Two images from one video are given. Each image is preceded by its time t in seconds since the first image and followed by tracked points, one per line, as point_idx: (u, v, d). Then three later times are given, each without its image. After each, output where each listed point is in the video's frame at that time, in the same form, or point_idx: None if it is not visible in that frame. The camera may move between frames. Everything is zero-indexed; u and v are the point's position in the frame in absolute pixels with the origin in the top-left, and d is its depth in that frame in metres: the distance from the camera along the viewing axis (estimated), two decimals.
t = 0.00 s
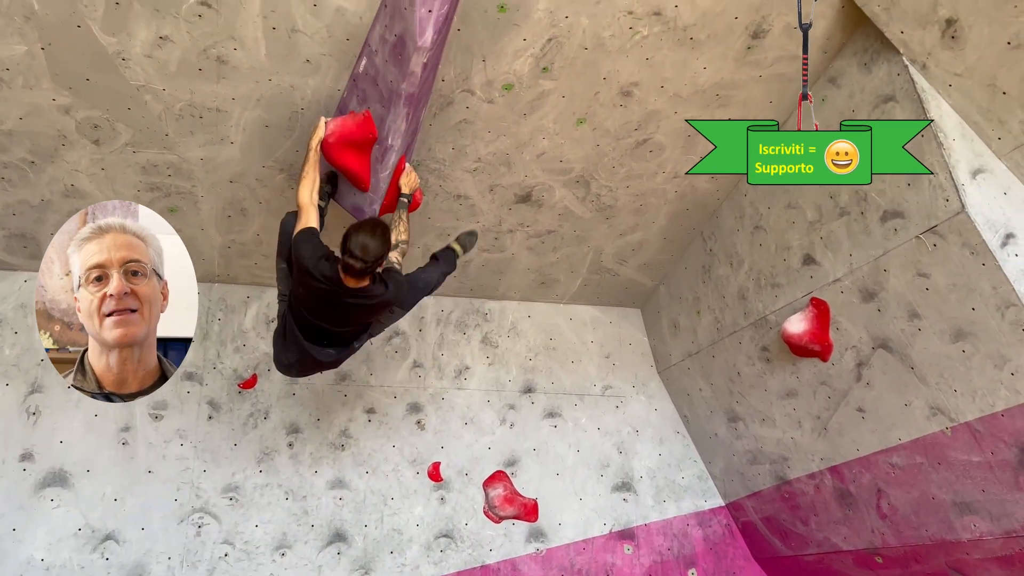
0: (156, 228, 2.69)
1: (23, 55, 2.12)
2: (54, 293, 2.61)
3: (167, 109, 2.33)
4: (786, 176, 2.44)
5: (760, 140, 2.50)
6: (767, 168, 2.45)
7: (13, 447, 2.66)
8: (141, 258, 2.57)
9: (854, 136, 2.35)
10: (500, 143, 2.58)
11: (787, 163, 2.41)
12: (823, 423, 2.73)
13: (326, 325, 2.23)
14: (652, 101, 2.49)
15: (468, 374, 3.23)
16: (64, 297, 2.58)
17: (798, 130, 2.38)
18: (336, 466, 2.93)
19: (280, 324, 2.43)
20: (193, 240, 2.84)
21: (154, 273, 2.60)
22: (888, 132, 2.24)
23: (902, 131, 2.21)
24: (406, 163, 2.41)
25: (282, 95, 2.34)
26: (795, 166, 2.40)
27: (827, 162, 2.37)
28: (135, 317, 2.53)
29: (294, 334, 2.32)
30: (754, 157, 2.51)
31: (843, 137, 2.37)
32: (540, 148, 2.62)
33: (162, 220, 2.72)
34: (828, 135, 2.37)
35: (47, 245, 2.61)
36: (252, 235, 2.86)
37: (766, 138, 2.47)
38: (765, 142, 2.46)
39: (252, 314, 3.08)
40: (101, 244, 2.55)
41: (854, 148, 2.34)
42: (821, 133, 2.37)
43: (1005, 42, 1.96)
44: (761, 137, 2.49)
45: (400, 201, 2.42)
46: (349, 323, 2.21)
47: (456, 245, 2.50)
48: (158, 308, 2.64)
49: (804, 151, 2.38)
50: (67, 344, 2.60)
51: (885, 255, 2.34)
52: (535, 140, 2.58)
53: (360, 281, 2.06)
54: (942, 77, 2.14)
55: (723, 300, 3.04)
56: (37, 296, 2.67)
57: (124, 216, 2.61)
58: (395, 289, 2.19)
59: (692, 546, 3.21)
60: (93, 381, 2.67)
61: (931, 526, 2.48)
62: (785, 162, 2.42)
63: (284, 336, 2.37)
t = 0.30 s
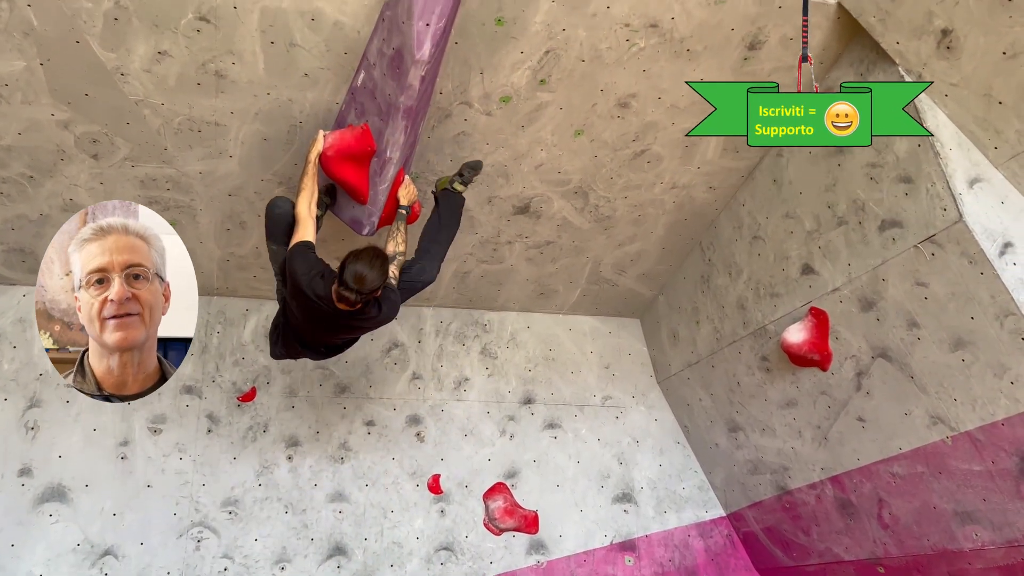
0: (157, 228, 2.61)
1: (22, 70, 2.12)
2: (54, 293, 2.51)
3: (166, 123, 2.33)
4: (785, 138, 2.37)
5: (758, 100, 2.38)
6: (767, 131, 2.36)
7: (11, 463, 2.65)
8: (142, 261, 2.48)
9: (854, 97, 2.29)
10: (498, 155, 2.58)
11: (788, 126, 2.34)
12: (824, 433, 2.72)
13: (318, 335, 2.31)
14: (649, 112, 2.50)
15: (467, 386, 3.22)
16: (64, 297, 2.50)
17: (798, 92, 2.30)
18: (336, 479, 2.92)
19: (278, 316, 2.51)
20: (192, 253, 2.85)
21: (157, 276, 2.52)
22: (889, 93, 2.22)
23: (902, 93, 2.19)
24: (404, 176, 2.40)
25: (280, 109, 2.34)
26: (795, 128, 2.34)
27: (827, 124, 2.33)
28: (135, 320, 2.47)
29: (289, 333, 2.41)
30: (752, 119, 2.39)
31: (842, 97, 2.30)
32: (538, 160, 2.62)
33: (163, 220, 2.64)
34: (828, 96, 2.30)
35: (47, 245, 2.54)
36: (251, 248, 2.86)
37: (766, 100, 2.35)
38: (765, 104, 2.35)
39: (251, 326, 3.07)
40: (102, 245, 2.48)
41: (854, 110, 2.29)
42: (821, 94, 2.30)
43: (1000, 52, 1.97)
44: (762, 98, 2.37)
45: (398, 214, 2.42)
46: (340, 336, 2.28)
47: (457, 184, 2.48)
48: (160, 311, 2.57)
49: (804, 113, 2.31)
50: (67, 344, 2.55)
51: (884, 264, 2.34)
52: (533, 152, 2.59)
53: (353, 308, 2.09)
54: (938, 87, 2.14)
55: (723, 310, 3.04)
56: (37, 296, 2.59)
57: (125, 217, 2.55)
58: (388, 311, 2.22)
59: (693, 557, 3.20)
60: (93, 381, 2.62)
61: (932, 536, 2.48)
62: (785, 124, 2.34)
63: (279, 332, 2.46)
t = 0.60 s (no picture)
0: (157, 228, 2.47)
1: (19, 86, 2.13)
2: (54, 293, 2.33)
3: (163, 137, 2.33)
4: (785, 99, 2.40)
5: (758, 60, 2.33)
6: (767, 93, 2.38)
7: (8, 479, 2.64)
8: (144, 260, 2.37)
9: (854, 59, 2.25)
10: (495, 168, 2.59)
11: (787, 88, 2.36)
12: (823, 444, 2.72)
13: (331, 326, 2.27)
14: (646, 124, 2.51)
15: (466, 399, 3.22)
16: (65, 297, 2.33)
17: (799, 53, 2.29)
18: (335, 493, 2.91)
19: (290, 315, 2.49)
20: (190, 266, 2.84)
21: (157, 276, 2.39)
22: (889, 56, 2.18)
23: (902, 55, 2.16)
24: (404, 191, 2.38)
25: (278, 123, 2.35)
26: (795, 90, 2.36)
27: (827, 86, 2.33)
28: (135, 319, 2.35)
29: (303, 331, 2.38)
30: (753, 79, 2.37)
31: (842, 58, 2.26)
32: (536, 172, 2.63)
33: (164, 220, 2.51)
34: (826, 58, 2.27)
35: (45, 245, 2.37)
36: (249, 262, 2.85)
37: (765, 62, 2.32)
38: (764, 66, 2.33)
39: (250, 340, 3.07)
40: (103, 244, 2.34)
41: (854, 72, 2.27)
42: (821, 55, 2.28)
43: (995, 63, 1.98)
44: (761, 59, 2.32)
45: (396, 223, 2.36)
46: (353, 323, 2.25)
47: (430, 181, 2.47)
48: (160, 311, 2.42)
49: (804, 75, 2.32)
50: (67, 344, 2.37)
51: (882, 274, 2.35)
52: (530, 164, 2.59)
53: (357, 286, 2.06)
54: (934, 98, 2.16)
55: (721, 320, 3.04)
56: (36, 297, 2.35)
57: (125, 217, 2.46)
58: (395, 288, 2.18)
59: (694, 569, 3.18)
60: (92, 382, 2.48)
61: (933, 546, 2.46)
62: (785, 86, 2.36)
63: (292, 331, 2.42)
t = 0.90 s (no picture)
0: (156, 227, 2.50)
1: (16, 107, 2.13)
2: (54, 293, 2.41)
3: (160, 157, 2.34)
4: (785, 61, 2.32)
5: (757, 23, 2.20)
6: (767, 54, 2.27)
7: (2, 501, 2.62)
8: (142, 258, 2.42)
9: (854, 21, 2.15)
10: (492, 186, 2.59)
11: (789, 49, 2.28)
12: (822, 461, 2.71)
13: (343, 325, 2.15)
14: (642, 142, 2.51)
15: (463, 417, 3.21)
16: (64, 297, 2.40)
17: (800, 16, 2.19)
18: (332, 513, 2.89)
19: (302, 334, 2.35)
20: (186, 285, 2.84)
21: (155, 275, 2.45)
22: (889, 17, 2.07)
23: (900, 20, 2.06)
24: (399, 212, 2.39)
25: (275, 142, 2.35)
26: (795, 52, 2.29)
27: (828, 47, 2.26)
28: (134, 316, 2.41)
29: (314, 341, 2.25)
30: (752, 42, 2.24)
31: (842, 20, 2.17)
32: (532, 190, 2.63)
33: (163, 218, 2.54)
34: (827, 20, 2.18)
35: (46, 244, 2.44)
36: (246, 280, 2.85)
37: (766, 24, 2.20)
38: (764, 29, 2.21)
39: (246, 359, 3.06)
40: (101, 244, 2.39)
41: (854, 34, 2.18)
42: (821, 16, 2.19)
43: (989, 80, 1.99)
44: (762, 21, 2.19)
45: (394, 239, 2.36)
46: (365, 317, 2.12)
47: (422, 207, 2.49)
48: (159, 309, 2.49)
49: (804, 37, 2.25)
50: (67, 344, 2.45)
51: (879, 291, 2.35)
52: (527, 183, 2.60)
53: (361, 262, 1.96)
54: (928, 116, 2.17)
55: (718, 337, 3.04)
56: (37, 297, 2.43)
57: (124, 216, 2.44)
58: (402, 269, 2.07)
59: None
60: (92, 381, 2.57)
61: (934, 564, 2.43)
62: (786, 48, 2.27)
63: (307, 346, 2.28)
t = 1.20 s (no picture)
0: (157, 228, 2.47)
1: (13, 132, 2.13)
2: (54, 294, 2.45)
3: (158, 181, 2.34)
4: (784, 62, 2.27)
5: (758, 23, 2.15)
6: (767, 54, 2.22)
7: None
8: (144, 260, 2.44)
9: (853, 21, 2.13)
10: (489, 209, 2.59)
11: (788, 50, 2.23)
12: (822, 484, 2.69)
13: (339, 347, 2.12)
14: (639, 165, 2.52)
15: (461, 440, 3.19)
16: (64, 297, 2.44)
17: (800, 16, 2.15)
18: (328, 537, 2.87)
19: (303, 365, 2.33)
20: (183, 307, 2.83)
21: (157, 276, 2.49)
22: (890, 16, 2.06)
23: (900, 18, 2.04)
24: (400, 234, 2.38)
25: (273, 166, 2.35)
26: (795, 52, 2.24)
27: (827, 47, 2.23)
28: (135, 318, 2.45)
29: (313, 367, 2.25)
30: (752, 42, 2.20)
31: (842, 19, 2.14)
32: (530, 213, 2.63)
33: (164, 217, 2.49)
34: (828, 20, 2.14)
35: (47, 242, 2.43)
36: (242, 303, 2.84)
37: (766, 23, 2.16)
38: (764, 28, 2.16)
39: (242, 382, 3.04)
40: (103, 245, 2.39)
41: (854, 33, 2.16)
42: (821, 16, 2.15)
43: (983, 104, 1.99)
44: (762, 21, 2.15)
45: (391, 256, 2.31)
46: (359, 338, 2.11)
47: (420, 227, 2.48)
48: (159, 311, 2.54)
49: (804, 36, 2.20)
50: (67, 344, 2.50)
51: (877, 313, 2.34)
52: (524, 206, 2.60)
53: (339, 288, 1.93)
54: (924, 139, 2.18)
55: (716, 358, 3.04)
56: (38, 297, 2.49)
57: (125, 217, 2.40)
58: (381, 285, 2.03)
59: None
60: (92, 381, 2.63)
61: None
62: (785, 48, 2.23)
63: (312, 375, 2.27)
